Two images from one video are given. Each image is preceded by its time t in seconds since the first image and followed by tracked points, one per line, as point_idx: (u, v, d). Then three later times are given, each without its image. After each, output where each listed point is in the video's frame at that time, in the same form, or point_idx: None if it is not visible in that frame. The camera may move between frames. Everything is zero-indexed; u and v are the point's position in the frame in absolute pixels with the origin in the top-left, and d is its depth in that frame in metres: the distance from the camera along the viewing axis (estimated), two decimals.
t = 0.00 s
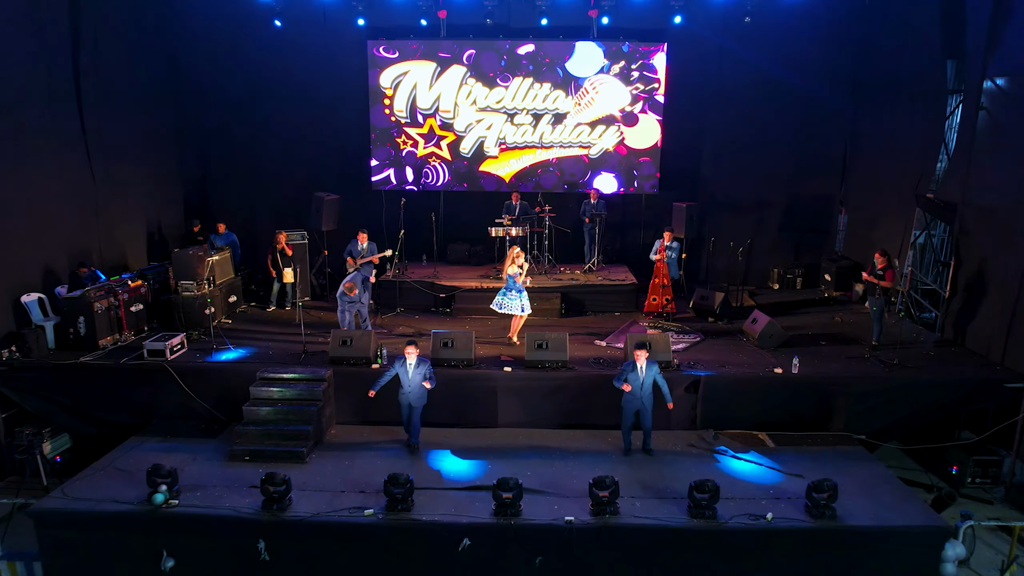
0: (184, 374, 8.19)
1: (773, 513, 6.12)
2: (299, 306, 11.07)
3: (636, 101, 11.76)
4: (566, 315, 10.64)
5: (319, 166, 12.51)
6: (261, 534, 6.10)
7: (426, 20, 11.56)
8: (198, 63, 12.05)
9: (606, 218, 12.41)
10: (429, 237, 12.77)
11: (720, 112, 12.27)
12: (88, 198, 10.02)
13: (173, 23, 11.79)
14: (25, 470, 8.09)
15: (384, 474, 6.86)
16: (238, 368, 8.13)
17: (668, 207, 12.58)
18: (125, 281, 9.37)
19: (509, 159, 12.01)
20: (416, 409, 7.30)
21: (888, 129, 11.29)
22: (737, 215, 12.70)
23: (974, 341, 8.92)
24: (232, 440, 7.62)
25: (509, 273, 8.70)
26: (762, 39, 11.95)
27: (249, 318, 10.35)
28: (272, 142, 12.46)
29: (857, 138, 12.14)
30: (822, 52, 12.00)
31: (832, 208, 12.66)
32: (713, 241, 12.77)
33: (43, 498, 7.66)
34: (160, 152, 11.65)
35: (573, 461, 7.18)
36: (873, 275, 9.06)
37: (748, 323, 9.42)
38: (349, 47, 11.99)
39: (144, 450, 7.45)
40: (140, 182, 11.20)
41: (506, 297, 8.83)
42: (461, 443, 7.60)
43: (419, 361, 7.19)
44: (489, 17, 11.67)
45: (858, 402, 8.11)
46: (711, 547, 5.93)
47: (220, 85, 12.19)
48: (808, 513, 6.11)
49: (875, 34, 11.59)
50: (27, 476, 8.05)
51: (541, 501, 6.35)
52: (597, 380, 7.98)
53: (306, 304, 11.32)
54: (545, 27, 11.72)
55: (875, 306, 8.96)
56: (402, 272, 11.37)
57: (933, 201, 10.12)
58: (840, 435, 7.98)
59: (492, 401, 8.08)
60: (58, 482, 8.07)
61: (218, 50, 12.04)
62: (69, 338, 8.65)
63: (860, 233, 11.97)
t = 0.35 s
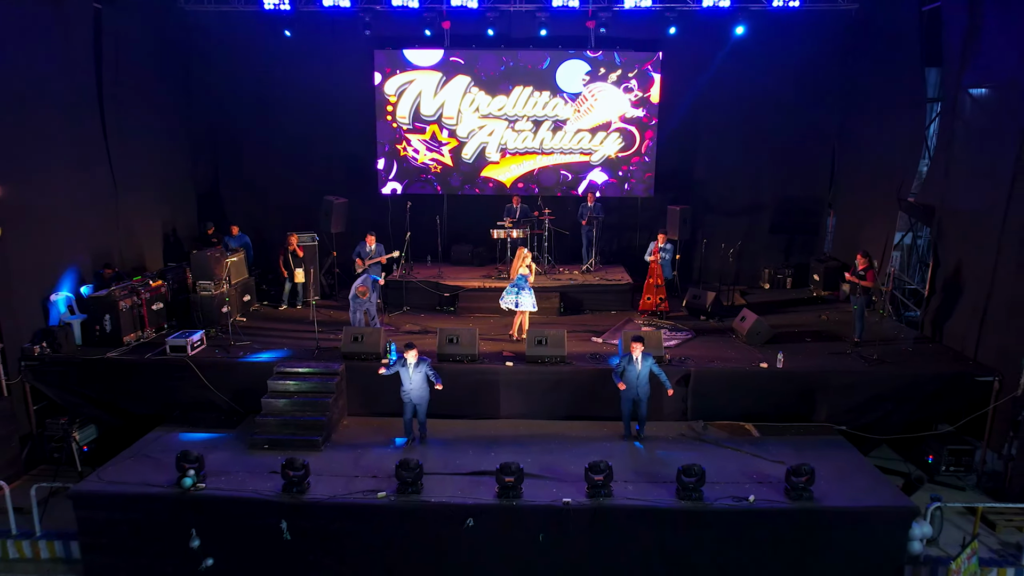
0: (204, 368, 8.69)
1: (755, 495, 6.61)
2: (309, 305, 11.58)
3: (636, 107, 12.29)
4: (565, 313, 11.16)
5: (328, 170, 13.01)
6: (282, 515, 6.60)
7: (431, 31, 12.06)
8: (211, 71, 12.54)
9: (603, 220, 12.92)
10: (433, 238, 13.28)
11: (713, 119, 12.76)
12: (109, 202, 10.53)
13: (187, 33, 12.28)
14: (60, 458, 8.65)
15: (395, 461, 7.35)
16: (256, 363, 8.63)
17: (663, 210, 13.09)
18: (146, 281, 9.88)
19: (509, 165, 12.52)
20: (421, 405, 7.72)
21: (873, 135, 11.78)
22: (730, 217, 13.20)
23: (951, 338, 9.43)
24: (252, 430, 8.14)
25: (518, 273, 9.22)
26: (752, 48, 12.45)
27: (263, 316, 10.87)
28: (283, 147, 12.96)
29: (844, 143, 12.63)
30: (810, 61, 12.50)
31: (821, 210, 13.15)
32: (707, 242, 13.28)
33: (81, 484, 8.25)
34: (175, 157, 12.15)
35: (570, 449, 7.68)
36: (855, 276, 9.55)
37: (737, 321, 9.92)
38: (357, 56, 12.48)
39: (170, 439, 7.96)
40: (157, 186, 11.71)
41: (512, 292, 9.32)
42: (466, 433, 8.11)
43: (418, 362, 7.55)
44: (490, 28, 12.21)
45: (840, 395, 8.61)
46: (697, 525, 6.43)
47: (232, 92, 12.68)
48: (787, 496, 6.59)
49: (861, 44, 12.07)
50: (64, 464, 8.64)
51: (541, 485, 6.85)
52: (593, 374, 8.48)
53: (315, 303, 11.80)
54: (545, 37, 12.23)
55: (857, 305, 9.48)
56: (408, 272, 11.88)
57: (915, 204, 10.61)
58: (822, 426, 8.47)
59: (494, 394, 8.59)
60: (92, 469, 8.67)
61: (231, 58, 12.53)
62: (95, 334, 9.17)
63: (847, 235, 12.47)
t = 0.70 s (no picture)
0: (221, 363, 9.15)
1: (741, 481, 7.07)
2: (318, 304, 12.04)
3: (634, 113, 12.73)
4: (563, 312, 11.62)
5: (335, 174, 13.47)
6: (299, 499, 7.05)
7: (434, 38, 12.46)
8: (222, 78, 13.02)
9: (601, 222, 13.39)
10: (437, 239, 13.75)
11: (707, 124, 13.23)
12: (127, 205, 10.99)
13: (199, 42, 12.75)
14: (87, 448, 9.18)
15: (403, 450, 7.81)
16: (270, 358, 9.09)
17: (659, 212, 13.55)
18: (164, 280, 10.36)
19: (510, 169, 12.96)
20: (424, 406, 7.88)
21: (860, 140, 12.24)
22: (723, 219, 13.66)
23: (931, 335, 9.90)
24: (267, 421, 8.60)
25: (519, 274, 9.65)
26: (744, 56, 12.91)
27: (274, 314, 11.32)
28: (291, 151, 13.43)
29: (833, 147, 13.09)
30: (801, 68, 12.95)
31: (812, 213, 13.60)
32: (701, 243, 13.74)
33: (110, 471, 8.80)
34: (188, 161, 12.61)
35: (569, 439, 8.15)
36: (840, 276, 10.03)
37: (729, 319, 10.38)
38: (363, 64, 12.96)
39: (190, 429, 8.43)
40: (171, 189, 12.17)
41: (513, 293, 9.85)
42: (470, 424, 8.57)
43: (424, 363, 7.74)
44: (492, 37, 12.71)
45: (825, 389, 9.05)
46: (686, 508, 6.89)
47: (244, 98, 13.16)
48: (771, 481, 7.04)
49: (848, 52, 12.55)
50: (91, 452, 9.16)
51: (541, 472, 7.31)
52: (590, 369, 8.95)
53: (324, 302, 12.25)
54: (544, 46, 12.71)
55: (842, 303, 9.94)
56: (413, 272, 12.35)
57: (899, 207, 11.06)
58: (806, 418, 8.93)
59: (497, 387, 9.06)
60: (118, 457, 9.18)
61: (242, 66, 13.01)
62: (116, 331, 9.64)
63: (836, 236, 12.93)
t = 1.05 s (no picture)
0: (237, 360, 9.68)
1: (725, 468, 7.58)
2: (326, 304, 12.56)
3: (630, 120, 13.17)
4: (561, 311, 12.15)
5: (341, 178, 14.00)
6: (314, 485, 7.58)
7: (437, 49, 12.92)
8: (234, 87, 13.54)
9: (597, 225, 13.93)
10: (440, 242, 14.28)
11: (699, 131, 13.76)
12: (145, 209, 11.54)
13: (212, 51, 13.28)
14: (111, 440, 9.71)
15: (410, 440, 8.33)
16: (284, 355, 9.62)
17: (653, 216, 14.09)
18: (181, 281, 10.89)
19: (510, 175, 13.43)
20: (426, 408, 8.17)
21: (845, 147, 12.77)
22: (715, 222, 14.19)
23: (910, 333, 10.42)
24: (282, 414, 9.14)
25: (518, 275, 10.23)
26: (735, 66, 13.44)
27: (285, 313, 11.86)
28: (300, 157, 13.96)
29: (820, 153, 13.62)
30: (790, 77, 13.47)
31: (801, 216, 14.12)
32: (694, 246, 14.28)
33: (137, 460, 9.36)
34: (201, 166, 13.14)
35: (565, 430, 8.68)
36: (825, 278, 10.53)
37: (718, 318, 10.91)
38: (369, 73, 13.49)
39: (210, 421, 8.96)
40: (185, 193, 12.70)
41: (516, 294, 10.42)
42: (473, 417, 9.11)
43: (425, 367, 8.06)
44: (492, 47, 13.23)
45: (808, 384, 9.58)
46: (674, 494, 7.41)
47: (254, 106, 13.69)
48: (753, 468, 7.56)
49: (834, 62, 13.07)
50: (117, 442, 9.70)
51: (539, 460, 7.83)
52: (585, 365, 9.49)
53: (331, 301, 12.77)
54: (542, 55, 13.24)
55: (826, 303, 10.46)
56: (417, 273, 12.88)
57: (882, 212, 11.58)
58: (789, 410, 9.44)
59: (497, 383, 9.59)
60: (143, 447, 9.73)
61: (252, 75, 13.54)
62: (137, 329, 10.18)
63: (822, 239, 13.46)
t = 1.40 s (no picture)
0: (251, 356, 10.17)
1: (712, 457, 8.08)
2: (334, 303, 13.06)
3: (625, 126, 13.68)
4: (560, 311, 12.65)
5: (347, 182, 14.51)
6: (327, 473, 8.08)
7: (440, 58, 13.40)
8: (244, 93, 14.06)
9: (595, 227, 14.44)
10: (443, 243, 14.79)
11: (692, 136, 14.27)
12: (161, 212, 12.05)
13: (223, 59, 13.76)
14: (132, 433, 10.15)
15: (416, 431, 8.84)
16: (296, 352, 10.12)
17: (648, 218, 14.60)
18: (196, 281, 11.40)
19: (511, 179, 13.94)
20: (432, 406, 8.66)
21: (832, 151, 13.27)
22: (708, 225, 14.70)
23: (892, 331, 10.93)
24: (295, 407, 9.63)
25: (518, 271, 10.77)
26: (727, 74, 13.95)
27: (295, 312, 12.36)
28: (308, 161, 14.46)
29: (809, 157, 14.12)
30: (779, 85, 13.98)
31: (791, 218, 14.62)
32: (688, 247, 14.79)
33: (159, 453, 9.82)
34: (212, 171, 13.63)
35: (562, 422, 9.19)
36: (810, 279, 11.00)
37: (710, 317, 11.41)
38: (374, 81, 14.00)
39: (227, 414, 9.45)
40: (198, 196, 13.20)
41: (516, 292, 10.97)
42: (475, 410, 9.61)
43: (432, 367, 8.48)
44: (493, 55, 13.69)
45: (793, 379, 10.08)
46: (665, 481, 7.91)
47: (263, 112, 14.21)
48: (738, 457, 8.06)
49: (822, 70, 13.58)
50: (139, 435, 10.15)
51: (537, 449, 8.33)
52: (582, 361, 10.00)
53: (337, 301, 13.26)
54: (541, 64, 13.74)
55: (812, 303, 10.96)
56: (421, 274, 13.39)
57: (867, 215, 12.08)
58: (776, 404, 9.93)
59: (498, 378, 10.10)
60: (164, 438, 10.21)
61: (262, 82, 14.05)
62: (156, 327, 10.68)
63: (811, 241, 13.97)
